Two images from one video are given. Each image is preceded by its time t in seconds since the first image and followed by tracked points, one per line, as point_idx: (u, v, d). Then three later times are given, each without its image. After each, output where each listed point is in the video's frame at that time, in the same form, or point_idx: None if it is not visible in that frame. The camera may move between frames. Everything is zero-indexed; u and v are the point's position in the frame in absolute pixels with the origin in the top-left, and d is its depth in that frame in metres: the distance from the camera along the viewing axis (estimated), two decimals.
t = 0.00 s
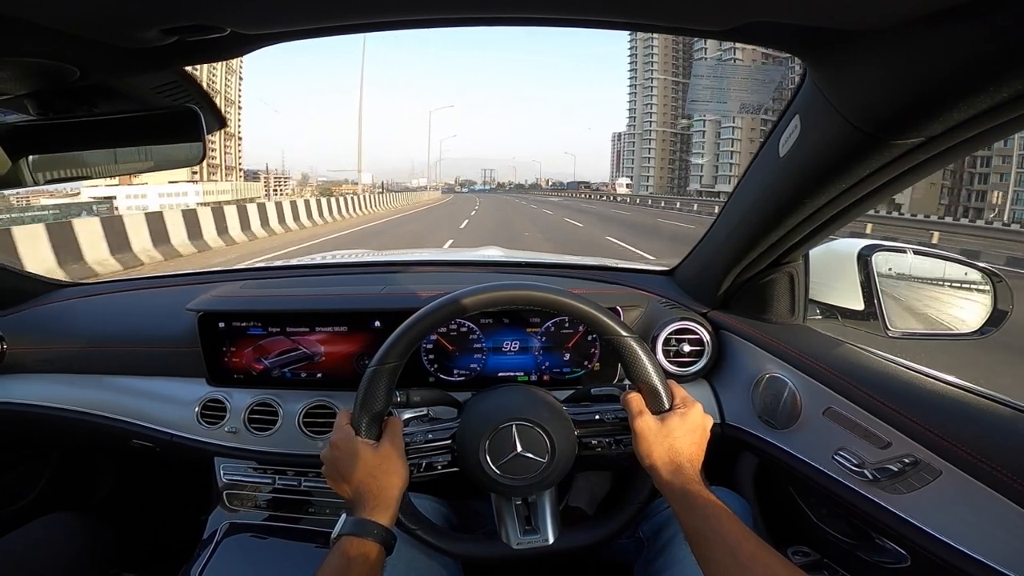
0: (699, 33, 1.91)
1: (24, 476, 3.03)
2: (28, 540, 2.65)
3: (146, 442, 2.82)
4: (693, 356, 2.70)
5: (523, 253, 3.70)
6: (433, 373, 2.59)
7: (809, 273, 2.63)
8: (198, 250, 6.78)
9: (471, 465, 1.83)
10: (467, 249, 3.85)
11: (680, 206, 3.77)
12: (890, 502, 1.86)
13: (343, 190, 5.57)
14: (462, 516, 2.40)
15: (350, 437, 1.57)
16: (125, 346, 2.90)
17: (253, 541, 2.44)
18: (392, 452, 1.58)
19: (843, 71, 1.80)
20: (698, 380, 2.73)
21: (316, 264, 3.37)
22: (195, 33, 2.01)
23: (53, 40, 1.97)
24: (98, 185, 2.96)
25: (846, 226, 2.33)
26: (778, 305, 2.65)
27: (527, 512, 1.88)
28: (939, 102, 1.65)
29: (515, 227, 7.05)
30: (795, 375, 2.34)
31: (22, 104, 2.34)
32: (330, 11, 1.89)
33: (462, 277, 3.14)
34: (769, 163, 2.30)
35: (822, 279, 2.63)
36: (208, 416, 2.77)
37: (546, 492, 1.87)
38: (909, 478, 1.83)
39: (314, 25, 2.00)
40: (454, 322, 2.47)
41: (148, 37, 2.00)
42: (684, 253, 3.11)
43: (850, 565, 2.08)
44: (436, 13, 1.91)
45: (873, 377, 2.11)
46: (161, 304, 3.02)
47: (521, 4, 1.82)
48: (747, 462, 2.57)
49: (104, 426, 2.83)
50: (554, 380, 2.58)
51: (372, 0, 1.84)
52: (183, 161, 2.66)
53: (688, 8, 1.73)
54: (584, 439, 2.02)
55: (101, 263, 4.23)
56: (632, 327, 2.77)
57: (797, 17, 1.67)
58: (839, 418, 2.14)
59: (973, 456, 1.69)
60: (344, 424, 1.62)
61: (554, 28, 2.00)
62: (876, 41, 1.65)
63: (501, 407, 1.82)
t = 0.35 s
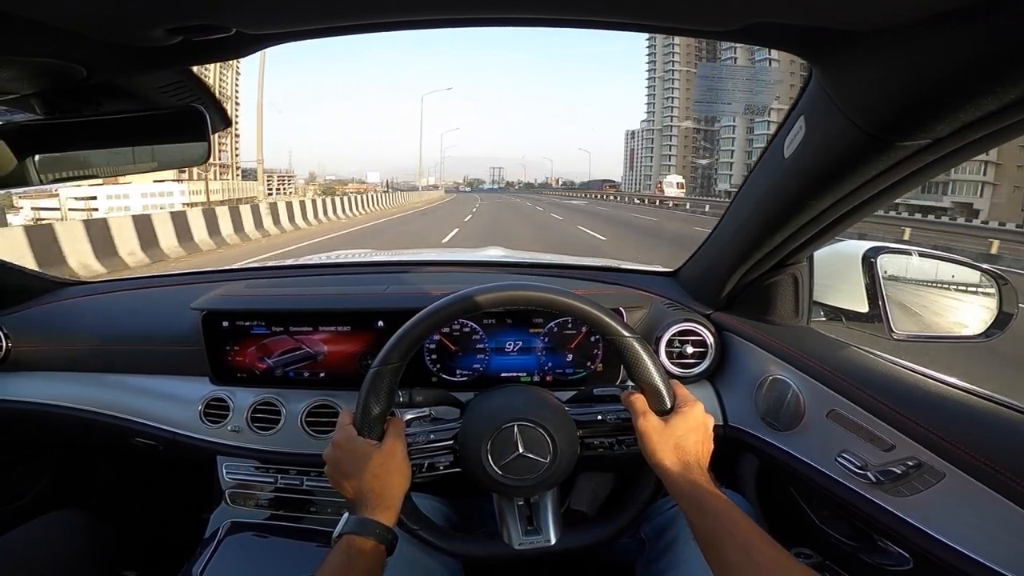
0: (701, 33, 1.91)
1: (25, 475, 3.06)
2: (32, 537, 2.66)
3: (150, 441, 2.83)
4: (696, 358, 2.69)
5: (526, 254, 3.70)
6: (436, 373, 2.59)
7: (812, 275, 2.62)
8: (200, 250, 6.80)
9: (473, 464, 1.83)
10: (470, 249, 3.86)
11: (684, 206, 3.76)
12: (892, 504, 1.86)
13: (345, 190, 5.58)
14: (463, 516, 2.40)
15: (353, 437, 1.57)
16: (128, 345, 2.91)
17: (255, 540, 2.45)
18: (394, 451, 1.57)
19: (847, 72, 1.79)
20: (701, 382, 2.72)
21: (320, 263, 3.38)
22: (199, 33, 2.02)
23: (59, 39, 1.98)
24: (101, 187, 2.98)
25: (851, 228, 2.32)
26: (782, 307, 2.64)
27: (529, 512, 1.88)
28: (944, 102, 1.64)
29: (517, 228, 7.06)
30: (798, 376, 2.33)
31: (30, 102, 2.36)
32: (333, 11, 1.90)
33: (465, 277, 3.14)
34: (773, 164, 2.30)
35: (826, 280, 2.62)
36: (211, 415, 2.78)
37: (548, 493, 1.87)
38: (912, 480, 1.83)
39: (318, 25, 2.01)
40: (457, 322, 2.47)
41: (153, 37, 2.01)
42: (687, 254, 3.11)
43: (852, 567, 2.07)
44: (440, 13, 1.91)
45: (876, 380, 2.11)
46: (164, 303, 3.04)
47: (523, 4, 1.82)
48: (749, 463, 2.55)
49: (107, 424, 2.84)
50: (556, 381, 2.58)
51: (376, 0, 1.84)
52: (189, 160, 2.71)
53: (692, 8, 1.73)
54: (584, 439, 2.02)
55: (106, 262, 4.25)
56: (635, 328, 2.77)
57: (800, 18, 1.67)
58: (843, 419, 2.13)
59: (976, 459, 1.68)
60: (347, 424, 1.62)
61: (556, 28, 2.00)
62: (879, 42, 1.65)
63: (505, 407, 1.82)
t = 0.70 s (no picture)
0: (704, 33, 1.91)
1: (25, 476, 3.06)
2: (35, 535, 2.67)
3: (153, 438, 2.84)
4: (698, 358, 2.68)
5: (529, 253, 3.70)
6: (437, 372, 2.59)
7: (816, 275, 2.62)
8: (203, 248, 6.83)
9: (475, 463, 1.83)
10: (473, 248, 3.86)
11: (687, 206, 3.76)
12: (894, 505, 1.84)
13: (347, 188, 5.60)
14: (465, 515, 2.40)
15: (353, 437, 1.57)
16: (132, 343, 2.93)
17: (256, 538, 2.45)
18: (396, 452, 1.57)
19: (849, 70, 1.79)
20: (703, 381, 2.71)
21: (323, 262, 3.38)
22: (203, 32, 2.03)
23: (62, 38, 1.99)
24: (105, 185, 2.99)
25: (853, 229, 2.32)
26: (785, 308, 2.64)
27: (531, 511, 1.88)
28: (949, 101, 1.63)
29: (519, 226, 7.07)
30: (801, 376, 2.33)
31: (34, 101, 2.39)
32: (335, 10, 1.90)
33: (467, 276, 3.14)
34: (777, 164, 2.29)
35: (829, 280, 2.62)
36: (214, 412, 2.79)
37: (550, 492, 1.86)
38: (913, 482, 1.82)
39: (320, 24, 2.02)
40: (459, 321, 2.47)
41: (156, 36, 2.02)
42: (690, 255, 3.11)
43: (852, 568, 2.07)
44: (442, 13, 1.92)
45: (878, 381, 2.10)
46: (167, 300, 3.05)
47: (526, 3, 1.83)
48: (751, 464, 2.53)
49: (110, 421, 2.86)
50: (558, 380, 2.58)
51: None
52: (196, 159, 2.67)
53: (695, 8, 1.72)
54: (585, 438, 1.97)
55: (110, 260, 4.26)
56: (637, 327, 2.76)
57: (804, 18, 1.66)
58: (846, 420, 2.13)
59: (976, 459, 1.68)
60: (348, 424, 1.62)
61: (560, 28, 2.00)
62: (882, 42, 1.64)
63: (507, 406, 1.82)
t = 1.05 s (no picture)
0: (708, 33, 1.91)
1: (28, 474, 3.07)
2: (36, 535, 2.67)
3: (156, 439, 2.84)
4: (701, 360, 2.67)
5: (532, 254, 3.70)
6: (440, 373, 2.59)
7: (820, 280, 2.60)
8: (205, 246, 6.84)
9: (477, 465, 1.83)
10: (475, 248, 3.86)
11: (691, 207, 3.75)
12: (898, 506, 1.81)
13: (350, 188, 5.60)
14: (467, 516, 2.39)
15: (356, 439, 1.57)
16: (135, 344, 2.93)
17: (258, 539, 2.44)
18: (399, 453, 1.57)
19: (851, 70, 1.79)
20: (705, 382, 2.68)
21: (326, 263, 3.39)
22: (208, 33, 2.03)
23: (70, 39, 2.00)
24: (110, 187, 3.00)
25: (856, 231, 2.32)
26: (788, 309, 2.62)
27: (534, 512, 1.88)
28: (953, 101, 1.63)
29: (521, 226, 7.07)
30: (804, 378, 2.32)
31: (39, 102, 2.41)
32: (339, 11, 1.91)
33: (469, 277, 3.14)
34: (780, 164, 2.29)
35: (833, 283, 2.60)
36: (217, 413, 2.79)
37: (553, 493, 1.86)
38: (918, 483, 1.81)
39: (325, 25, 2.02)
40: (461, 322, 2.47)
41: (160, 37, 2.03)
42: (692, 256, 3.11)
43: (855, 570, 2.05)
44: (447, 13, 1.92)
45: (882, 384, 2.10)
46: (169, 301, 3.05)
47: (530, 3, 1.83)
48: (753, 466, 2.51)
49: (113, 421, 2.86)
50: (560, 382, 2.58)
51: (384, 0, 1.85)
52: (201, 159, 2.68)
53: (697, 7, 1.72)
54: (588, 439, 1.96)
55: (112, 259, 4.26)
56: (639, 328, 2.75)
57: (808, 18, 1.66)
58: (849, 422, 2.12)
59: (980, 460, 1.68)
60: (351, 426, 1.61)
61: (563, 28, 2.00)
62: (886, 43, 1.64)
63: (509, 407, 1.82)
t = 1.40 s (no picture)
0: (710, 32, 1.91)
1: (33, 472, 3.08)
2: (40, 533, 2.69)
3: (159, 437, 2.85)
4: (703, 356, 2.67)
5: (533, 252, 3.70)
6: (442, 371, 2.60)
7: (821, 276, 2.61)
8: (205, 246, 6.85)
9: (479, 463, 1.84)
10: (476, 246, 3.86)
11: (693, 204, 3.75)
12: (899, 505, 1.86)
13: (350, 187, 5.60)
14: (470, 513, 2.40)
15: (357, 440, 1.57)
16: (138, 342, 2.94)
17: (261, 538, 2.45)
18: (399, 453, 1.58)
19: (852, 68, 1.78)
20: (707, 380, 2.71)
21: (327, 261, 3.39)
22: (208, 32, 2.03)
23: (72, 39, 2.01)
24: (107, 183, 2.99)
25: (857, 229, 2.33)
26: (790, 308, 2.64)
27: (537, 509, 1.87)
28: (953, 101, 1.62)
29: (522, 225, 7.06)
30: (806, 376, 2.32)
31: (41, 101, 2.41)
32: (339, 10, 1.91)
33: (470, 275, 3.15)
34: (780, 162, 2.29)
35: (834, 279, 2.60)
36: (220, 411, 2.80)
37: (557, 490, 1.85)
38: (919, 481, 1.82)
39: (325, 24, 2.02)
40: (462, 320, 2.47)
41: (160, 36, 2.03)
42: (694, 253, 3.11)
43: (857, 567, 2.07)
44: (448, 11, 1.92)
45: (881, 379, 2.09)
46: (171, 300, 3.05)
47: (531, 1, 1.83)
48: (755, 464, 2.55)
49: (116, 419, 2.87)
50: (563, 379, 2.57)
51: None
52: (196, 159, 2.72)
53: (698, 5, 1.72)
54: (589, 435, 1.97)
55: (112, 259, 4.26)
56: (642, 326, 2.78)
57: (808, 16, 1.66)
58: (851, 420, 2.11)
59: (980, 458, 1.68)
60: (353, 427, 1.63)
61: (565, 26, 2.00)
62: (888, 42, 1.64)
63: (511, 403, 1.82)
